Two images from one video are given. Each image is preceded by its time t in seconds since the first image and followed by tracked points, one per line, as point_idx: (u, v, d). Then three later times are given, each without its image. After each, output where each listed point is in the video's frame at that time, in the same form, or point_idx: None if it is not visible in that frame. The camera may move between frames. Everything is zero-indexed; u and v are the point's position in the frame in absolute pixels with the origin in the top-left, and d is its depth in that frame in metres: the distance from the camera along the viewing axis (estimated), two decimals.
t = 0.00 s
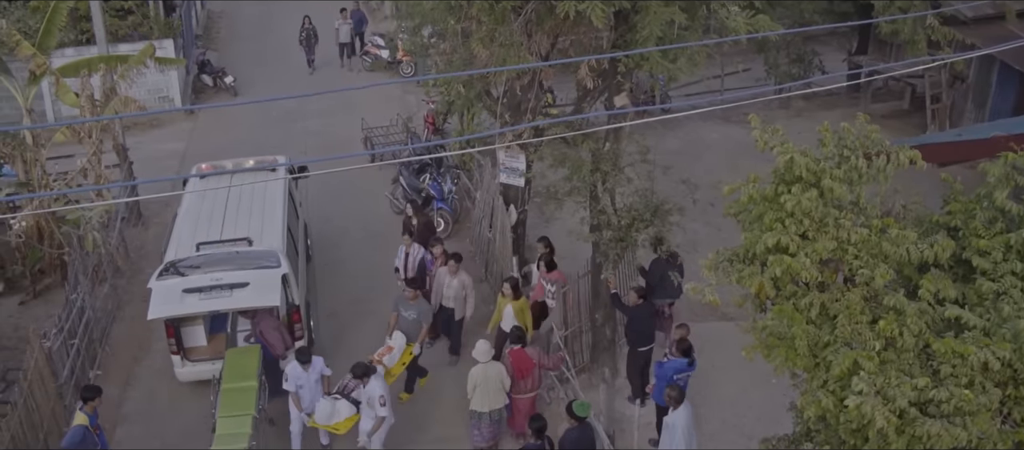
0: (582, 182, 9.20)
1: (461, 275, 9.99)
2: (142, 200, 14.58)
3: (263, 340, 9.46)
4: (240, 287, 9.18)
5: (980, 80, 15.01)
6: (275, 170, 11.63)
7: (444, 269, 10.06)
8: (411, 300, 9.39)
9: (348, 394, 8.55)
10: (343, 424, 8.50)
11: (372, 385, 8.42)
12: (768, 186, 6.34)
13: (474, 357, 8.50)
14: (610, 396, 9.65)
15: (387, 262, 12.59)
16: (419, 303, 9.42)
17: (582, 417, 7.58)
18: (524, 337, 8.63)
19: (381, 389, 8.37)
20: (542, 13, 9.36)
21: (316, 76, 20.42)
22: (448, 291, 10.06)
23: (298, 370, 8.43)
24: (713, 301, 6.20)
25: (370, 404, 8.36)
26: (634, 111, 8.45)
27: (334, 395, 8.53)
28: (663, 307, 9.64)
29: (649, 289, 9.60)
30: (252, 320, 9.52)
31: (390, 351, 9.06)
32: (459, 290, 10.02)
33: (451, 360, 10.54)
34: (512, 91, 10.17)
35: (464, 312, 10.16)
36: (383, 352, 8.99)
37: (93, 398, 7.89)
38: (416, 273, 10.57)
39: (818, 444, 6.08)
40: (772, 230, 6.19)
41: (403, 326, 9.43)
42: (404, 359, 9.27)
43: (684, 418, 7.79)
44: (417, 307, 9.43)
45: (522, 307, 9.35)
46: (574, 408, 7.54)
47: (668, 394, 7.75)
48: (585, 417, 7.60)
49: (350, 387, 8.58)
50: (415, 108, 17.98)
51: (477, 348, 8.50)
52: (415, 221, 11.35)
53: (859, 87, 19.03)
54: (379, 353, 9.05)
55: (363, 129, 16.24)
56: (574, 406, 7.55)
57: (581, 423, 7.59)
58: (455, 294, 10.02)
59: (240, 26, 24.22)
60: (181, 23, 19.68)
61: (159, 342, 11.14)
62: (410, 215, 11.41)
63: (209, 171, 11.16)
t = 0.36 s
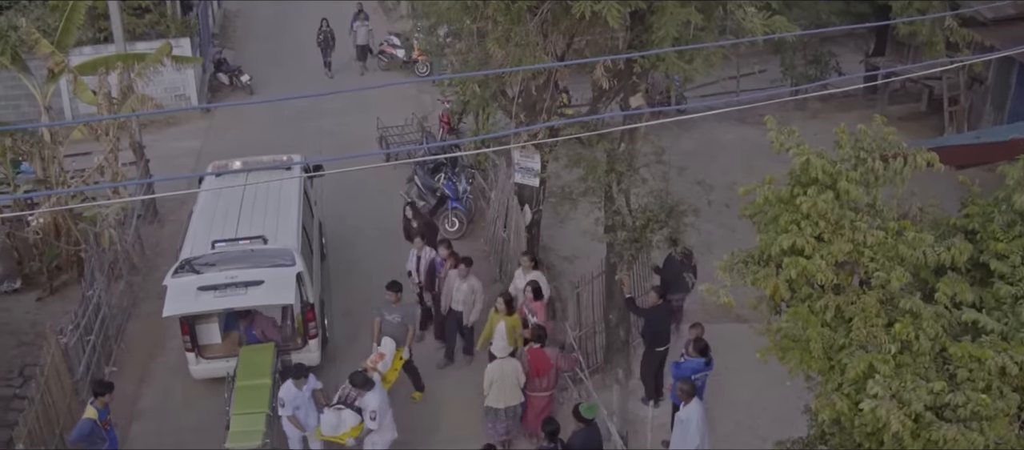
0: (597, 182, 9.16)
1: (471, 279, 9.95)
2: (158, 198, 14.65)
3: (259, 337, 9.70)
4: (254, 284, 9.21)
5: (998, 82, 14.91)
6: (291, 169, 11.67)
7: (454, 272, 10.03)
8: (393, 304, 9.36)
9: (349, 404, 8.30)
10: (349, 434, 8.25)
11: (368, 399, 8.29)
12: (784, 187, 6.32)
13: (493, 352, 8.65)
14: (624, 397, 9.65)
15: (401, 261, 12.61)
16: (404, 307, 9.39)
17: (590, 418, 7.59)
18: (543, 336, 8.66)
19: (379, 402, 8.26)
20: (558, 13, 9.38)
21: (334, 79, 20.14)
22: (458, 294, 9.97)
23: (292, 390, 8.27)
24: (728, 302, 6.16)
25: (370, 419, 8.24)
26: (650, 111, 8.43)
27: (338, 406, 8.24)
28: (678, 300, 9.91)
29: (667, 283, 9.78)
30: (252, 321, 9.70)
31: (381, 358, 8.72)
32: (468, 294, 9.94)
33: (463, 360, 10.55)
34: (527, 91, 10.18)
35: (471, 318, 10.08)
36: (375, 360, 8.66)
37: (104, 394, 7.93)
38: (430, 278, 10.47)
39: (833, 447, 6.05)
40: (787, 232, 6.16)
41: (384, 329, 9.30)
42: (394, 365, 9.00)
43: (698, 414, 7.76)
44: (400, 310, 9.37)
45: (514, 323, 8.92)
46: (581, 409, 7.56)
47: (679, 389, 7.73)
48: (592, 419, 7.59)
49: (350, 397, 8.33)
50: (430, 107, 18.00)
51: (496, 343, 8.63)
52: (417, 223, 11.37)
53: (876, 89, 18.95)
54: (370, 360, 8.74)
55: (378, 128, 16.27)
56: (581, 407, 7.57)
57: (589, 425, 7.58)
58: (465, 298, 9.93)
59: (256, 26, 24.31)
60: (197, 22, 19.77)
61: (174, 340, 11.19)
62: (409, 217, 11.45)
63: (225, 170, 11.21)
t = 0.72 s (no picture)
0: (611, 183, 9.12)
1: (472, 282, 9.88)
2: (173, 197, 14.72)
3: (256, 339, 9.50)
4: (268, 283, 9.22)
5: (1016, 84, 14.82)
6: (305, 168, 11.70)
7: (455, 275, 9.97)
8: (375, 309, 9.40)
9: (350, 411, 8.21)
10: (358, 441, 8.25)
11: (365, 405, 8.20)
12: (798, 189, 6.29)
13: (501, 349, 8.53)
14: (636, 398, 9.64)
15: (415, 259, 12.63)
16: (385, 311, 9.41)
17: (595, 422, 7.54)
18: (564, 335, 8.66)
19: (376, 406, 8.19)
20: (573, 13, 9.38)
21: (347, 81, 19.99)
22: (459, 298, 9.92)
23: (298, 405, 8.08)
24: (741, 304, 6.13)
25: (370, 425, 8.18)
26: (664, 111, 8.41)
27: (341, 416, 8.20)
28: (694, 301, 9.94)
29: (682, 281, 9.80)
30: (252, 320, 9.46)
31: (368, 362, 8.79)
32: (468, 297, 9.86)
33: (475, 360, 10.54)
34: (542, 91, 10.18)
35: (474, 322, 9.98)
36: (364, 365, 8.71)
37: (114, 392, 7.97)
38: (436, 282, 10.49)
39: None
40: (801, 234, 6.13)
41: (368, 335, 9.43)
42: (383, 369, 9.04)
43: (712, 415, 7.74)
44: (382, 315, 9.43)
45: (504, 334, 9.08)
46: (586, 414, 7.55)
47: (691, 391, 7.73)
48: (598, 422, 7.56)
49: (350, 404, 8.23)
50: (444, 107, 18.03)
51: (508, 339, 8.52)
52: (427, 224, 11.36)
53: (892, 91, 18.87)
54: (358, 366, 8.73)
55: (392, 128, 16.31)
56: (586, 411, 7.56)
57: (595, 428, 7.56)
58: (465, 301, 9.86)
59: (271, 24, 24.41)
60: (213, 21, 19.86)
61: (188, 337, 11.24)
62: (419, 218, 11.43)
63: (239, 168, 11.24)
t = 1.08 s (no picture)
0: (624, 184, 9.08)
1: (476, 283, 9.89)
2: (187, 195, 14.78)
3: (245, 338, 9.50)
4: (281, 281, 9.25)
5: None
6: (319, 167, 11.72)
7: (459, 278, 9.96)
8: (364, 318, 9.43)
9: (351, 414, 8.11)
10: (363, 445, 8.10)
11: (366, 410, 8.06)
12: (813, 191, 6.26)
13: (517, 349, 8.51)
14: (648, 399, 9.64)
15: (429, 258, 12.65)
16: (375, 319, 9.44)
17: (605, 421, 7.56)
18: (579, 333, 8.69)
19: (377, 410, 8.01)
20: (587, 13, 9.38)
21: (363, 84, 19.77)
22: (463, 301, 9.92)
23: (311, 422, 7.94)
24: (755, 306, 6.11)
25: (371, 428, 8.01)
26: (679, 112, 8.39)
27: (345, 419, 8.07)
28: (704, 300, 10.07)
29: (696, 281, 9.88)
30: (241, 320, 9.45)
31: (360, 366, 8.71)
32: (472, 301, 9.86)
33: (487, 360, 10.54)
34: (556, 91, 10.18)
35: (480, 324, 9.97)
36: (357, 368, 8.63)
37: (128, 394, 7.96)
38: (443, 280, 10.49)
39: None
40: (815, 236, 6.10)
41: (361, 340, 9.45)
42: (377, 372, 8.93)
43: (725, 417, 7.72)
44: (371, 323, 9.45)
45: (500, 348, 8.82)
46: (596, 413, 7.56)
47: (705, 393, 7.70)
48: (608, 422, 7.57)
49: (351, 406, 8.14)
50: (458, 107, 18.04)
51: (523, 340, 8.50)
52: (443, 223, 11.35)
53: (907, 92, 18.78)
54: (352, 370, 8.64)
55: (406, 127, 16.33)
56: (596, 411, 7.57)
57: (605, 428, 7.56)
58: (470, 305, 9.86)
59: (286, 24, 24.49)
60: (228, 20, 19.92)
61: (202, 335, 11.28)
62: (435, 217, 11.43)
63: (253, 167, 11.27)
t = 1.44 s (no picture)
0: (639, 184, 9.05)
1: (485, 288, 9.75)
2: (203, 193, 14.85)
3: (241, 346, 9.39)
4: (296, 280, 9.28)
5: None
6: (333, 166, 11.76)
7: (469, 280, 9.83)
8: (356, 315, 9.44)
9: (353, 407, 8.10)
10: (366, 437, 8.11)
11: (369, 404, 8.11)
12: (829, 193, 6.24)
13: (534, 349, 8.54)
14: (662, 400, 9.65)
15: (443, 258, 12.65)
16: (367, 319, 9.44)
17: (623, 418, 7.62)
18: (589, 332, 8.70)
19: (384, 404, 8.06)
20: (603, 14, 9.38)
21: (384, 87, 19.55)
22: (472, 304, 9.82)
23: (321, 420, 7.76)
24: (769, 309, 6.08)
25: (377, 422, 8.05)
26: (695, 113, 8.37)
27: (347, 412, 8.05)
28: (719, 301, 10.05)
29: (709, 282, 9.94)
30: (238, 326, 9.37)
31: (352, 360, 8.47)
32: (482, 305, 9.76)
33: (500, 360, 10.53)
34: (571, 92, 10.18)
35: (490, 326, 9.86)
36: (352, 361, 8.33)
37: (145, 397, 7.92)
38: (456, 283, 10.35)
39: None
40: (831, 238, 6.07)
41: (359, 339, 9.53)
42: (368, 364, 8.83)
43: (739, 420, 7.71)
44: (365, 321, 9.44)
45: (498, 351, 8.69)
46: (615, 410, 7.59)
47: (719, 396, 7.70)
48: (626, 419, 7.63)
49: (352, 400, 8.13)
50: (473, 107, 18.05)
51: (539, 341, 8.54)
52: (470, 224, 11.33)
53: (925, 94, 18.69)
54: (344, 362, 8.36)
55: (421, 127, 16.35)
56: (614, 407, 7.60)
57: (622, 425, 7.63)
58: (478, 308, 9.75)
59: (302, 23, 24.57)
60: (244, 18, 19.98)
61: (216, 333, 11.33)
62: (465, 217, 11.37)
63: (269, 165, 11.30)
